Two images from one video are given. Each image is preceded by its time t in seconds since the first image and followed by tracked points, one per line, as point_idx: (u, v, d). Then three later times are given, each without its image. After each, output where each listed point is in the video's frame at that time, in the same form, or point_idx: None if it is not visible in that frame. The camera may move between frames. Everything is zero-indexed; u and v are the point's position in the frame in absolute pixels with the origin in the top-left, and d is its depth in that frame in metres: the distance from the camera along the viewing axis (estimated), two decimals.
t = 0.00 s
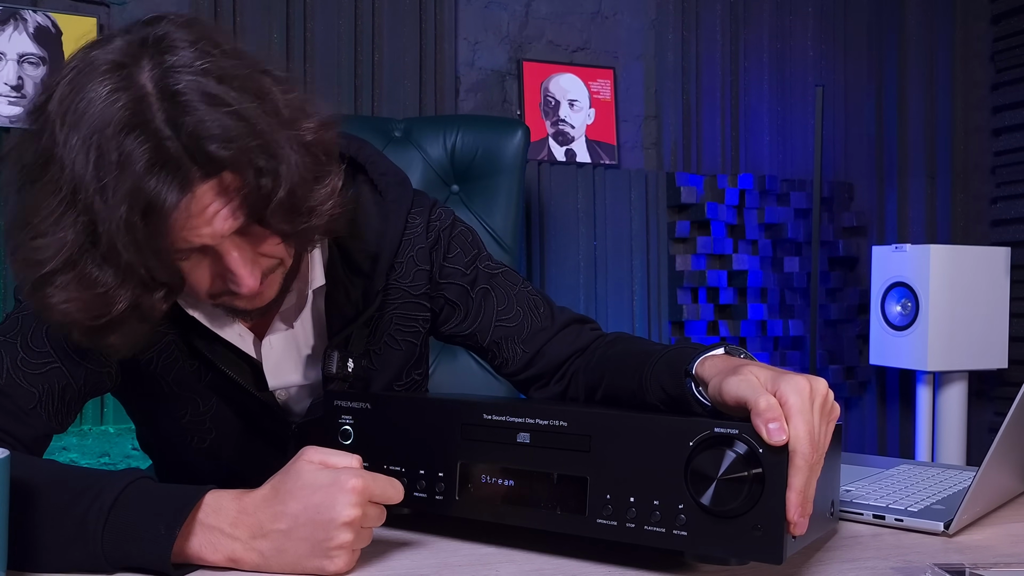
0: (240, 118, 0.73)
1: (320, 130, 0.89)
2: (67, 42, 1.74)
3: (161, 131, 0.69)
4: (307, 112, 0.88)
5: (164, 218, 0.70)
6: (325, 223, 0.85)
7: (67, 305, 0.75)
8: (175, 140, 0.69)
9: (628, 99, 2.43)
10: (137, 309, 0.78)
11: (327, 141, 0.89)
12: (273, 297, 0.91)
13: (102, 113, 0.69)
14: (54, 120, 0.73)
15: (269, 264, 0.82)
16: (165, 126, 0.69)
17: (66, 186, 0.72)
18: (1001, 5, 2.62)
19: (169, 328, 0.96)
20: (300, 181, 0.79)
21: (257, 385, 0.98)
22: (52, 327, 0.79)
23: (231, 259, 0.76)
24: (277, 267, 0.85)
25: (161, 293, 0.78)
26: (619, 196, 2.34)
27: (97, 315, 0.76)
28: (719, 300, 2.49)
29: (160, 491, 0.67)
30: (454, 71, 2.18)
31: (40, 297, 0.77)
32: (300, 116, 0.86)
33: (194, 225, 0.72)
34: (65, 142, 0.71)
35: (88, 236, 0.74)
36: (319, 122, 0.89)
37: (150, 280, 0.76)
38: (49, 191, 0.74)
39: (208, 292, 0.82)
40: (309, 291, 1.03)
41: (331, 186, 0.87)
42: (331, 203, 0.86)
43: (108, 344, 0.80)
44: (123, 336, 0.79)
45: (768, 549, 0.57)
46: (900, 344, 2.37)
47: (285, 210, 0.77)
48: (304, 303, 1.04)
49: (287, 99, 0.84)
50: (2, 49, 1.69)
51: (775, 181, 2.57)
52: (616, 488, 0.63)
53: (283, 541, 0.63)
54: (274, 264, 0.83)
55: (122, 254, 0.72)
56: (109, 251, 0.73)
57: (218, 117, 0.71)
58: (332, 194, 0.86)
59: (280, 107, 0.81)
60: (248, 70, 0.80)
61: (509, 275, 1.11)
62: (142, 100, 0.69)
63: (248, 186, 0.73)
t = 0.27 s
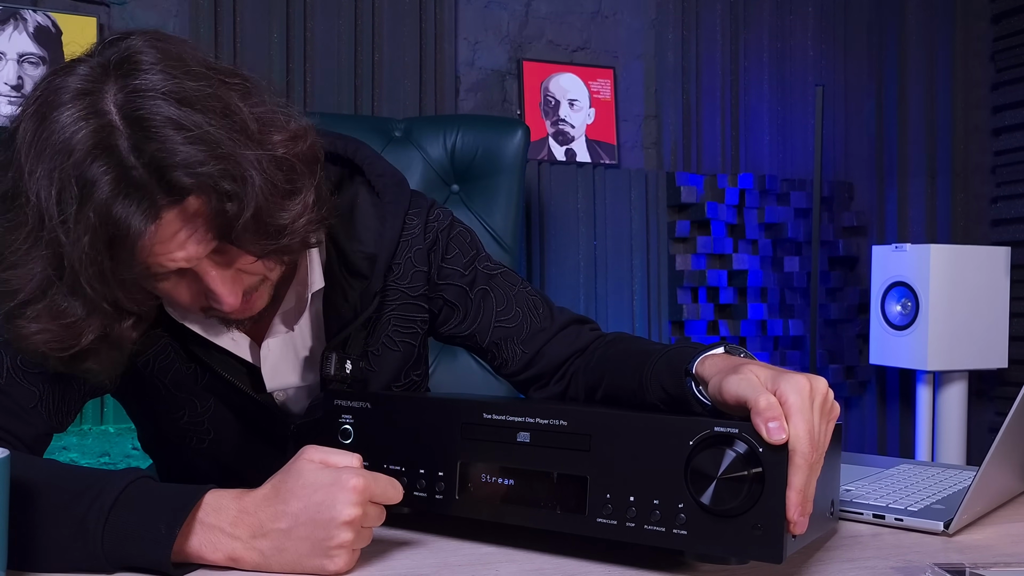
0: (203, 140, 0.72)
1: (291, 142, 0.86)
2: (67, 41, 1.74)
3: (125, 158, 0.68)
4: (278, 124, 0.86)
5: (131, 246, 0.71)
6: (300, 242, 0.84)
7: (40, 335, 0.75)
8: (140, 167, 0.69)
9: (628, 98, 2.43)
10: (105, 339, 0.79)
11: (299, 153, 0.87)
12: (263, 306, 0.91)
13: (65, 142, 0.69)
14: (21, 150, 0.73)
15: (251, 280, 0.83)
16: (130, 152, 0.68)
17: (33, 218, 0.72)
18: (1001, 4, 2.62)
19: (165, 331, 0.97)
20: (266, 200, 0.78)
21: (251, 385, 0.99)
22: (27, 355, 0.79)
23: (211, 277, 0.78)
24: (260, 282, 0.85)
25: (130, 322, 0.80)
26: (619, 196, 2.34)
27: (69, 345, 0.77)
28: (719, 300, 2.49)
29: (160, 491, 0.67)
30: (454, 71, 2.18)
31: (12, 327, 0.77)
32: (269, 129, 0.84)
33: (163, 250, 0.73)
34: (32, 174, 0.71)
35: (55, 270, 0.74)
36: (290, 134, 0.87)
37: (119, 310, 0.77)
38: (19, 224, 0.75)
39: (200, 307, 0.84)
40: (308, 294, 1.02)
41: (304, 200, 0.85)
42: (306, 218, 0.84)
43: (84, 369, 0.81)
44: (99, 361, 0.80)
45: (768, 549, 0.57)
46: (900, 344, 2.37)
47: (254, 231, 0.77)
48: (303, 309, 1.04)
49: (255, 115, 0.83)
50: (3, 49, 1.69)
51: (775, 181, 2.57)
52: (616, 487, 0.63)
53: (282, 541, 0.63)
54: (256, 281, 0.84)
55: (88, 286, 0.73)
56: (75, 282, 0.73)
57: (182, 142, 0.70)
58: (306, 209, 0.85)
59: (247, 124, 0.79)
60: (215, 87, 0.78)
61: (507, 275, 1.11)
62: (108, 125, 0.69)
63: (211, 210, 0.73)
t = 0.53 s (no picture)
0: (211, 145, 0.71)
1: (297, 146, 0.84)
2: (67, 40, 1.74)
3: (133, 165, 0.68)
4: (285, 127, 0.84)
5: (140, 254, 0.70)
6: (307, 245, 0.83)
7: (49, 343, 0.75)
8: (148, 174, 0.68)
9: (628, 98, 2.42)
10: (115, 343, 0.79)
11: (306, 157, 0.85)
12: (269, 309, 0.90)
13: (72, 150, 0.69)
14: (27, 157, 0.72)
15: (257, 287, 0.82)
16: (137, 159, 0.68)
17: (40, 225, 0.72)
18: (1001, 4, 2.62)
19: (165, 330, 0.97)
20: (274, 205, 0.77)
21: (251, 385, 0.99)
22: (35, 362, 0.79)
23: (219, 282, 0.77)
24: (265, 288, 0.84)
25: (139, 328, 0.80)
26: (619, 195, 2.34)
27: (79, 350, 0.77)
28: (719, 299, 2.48)
29: (159, 491, 0.67)
30: (453, 70, 2.18)
31: (20, 336, 0.77)
32: (276, 133, 0.82)
33: (170, 258, 0.72)
34: (39, 181, 0.71)
35: (64, 275, 0.74)
36: (297, 137, 0.85)
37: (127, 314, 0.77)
38: (26, 232, 0.74)
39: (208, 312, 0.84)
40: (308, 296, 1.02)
41: (310, 204, 0.84)
42: (312, 223, 0.83)
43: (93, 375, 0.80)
44: (108, 367, 0.80)
45: (768, 549, 0.57)
46: (900, 344, 2.37)
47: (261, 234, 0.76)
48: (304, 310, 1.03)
49: (260, 118, 0.81)
50: (2, 48, 1.69)
51: (775, 180, 2.57)
52: (616, 486, 0.63)
53: (283, 540, 0.62)
54: (263, 288, 0.84)
55: (98, 292, 0.73)
56: (86, 289, 0.73)
57: (190, 149, 0.69)
58: (313, 213, 0.84)
59: (254, 129, 0.77)
60: (221, 89, 0.77)
61: (508, 276, 1.11)
62: (114, 132, 0.68)
63: (220, 216, 0.72)
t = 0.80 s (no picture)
0: (233, 124, 0.74)
1: (316, 135, 0.90)
2: (66, 39, 1.74)
3: (156, 138, 0.70)
4: (303, 118, 0.90)
5: (160, 225, 0.71)
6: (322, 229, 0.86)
7: (62, 314, 0.75)
8: (170, 147, 0.70)
9: (628, 97, 2.42)
10: (129, 319, 0.79)
11: (323, 146, 0.91)
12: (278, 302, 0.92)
13: (96, 123, 0.70)
14: (49, 129, 0.73)
15: (268, 275, 0.83)
16: (160, 133, 0.70)
17: (60, 195, 0.73)
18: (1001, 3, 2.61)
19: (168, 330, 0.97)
20: (292, 189, 0.80)
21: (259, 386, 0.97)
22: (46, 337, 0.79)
23: (230, 265, 0.78)
24: (274, 282, 0.85)
25: (155, 302, 0.80)
26: (619, 194, 2.34)
27: (93, 325, 0.76)
28: (719, 299, 2.48)
29: (159, 490, 0.67)
30: (453, 69, 2.18)
31: (35, 307, 0.76)
32: (295, 121, 0.87)
33: (189, 233, 0.74)
34: (60, 152, 0.72)
35: (81, 247, 0.74)
36: (315, 127, 0.90)
37: (144, 289, 0.78)
38: (44, 201, 0.75)
39: (214, 300, 0.84)
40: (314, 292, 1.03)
41: (327, 190, 0.88)
42: (328, 208, 0.87)
43: (103, 353, 0.80)
44: (118, 345, 0.80)
45: (768, 548, 0.57)
46: (900, 343, 2.36)
47: (278, 217, 0.78)
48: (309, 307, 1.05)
49: (282, 106, 0.86)
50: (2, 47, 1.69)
51: (775, 180, 2.57)
52: (616, 485, 0.63)
53: (284, 537, 0.62)
54: (272, 279, 0.84)
55: (116, 262, 0.73)
56: (103, 260, 0.74)
57: (213, 125, 0.72)
58: (329, 198, 0.88)
59: (274, 114, 0.82)
60: (243, 76, 0.81)
61: (508, 274, 1.10)
62: (137, 106, 0.70)
63: (240, 193, 0.75)
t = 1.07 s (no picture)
0: (272, 116, 0.75)
1: (345, 137, 0.94)
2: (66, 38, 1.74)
3: (195, 123, 0.70)
4: (333, 120, 0.93)
5: (196, 211, 0.70)
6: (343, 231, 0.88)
7: (92, 292, 0.75)
8: (210, 134, 0.70)
9: (627, 97, 2.42)
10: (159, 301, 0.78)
11: (349, 149, 0.94)
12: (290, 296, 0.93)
13: (134, 103, 0.70)
14: (89, 108, 0.73)
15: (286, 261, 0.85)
16: (199, 118, 0.70)
17: (98, 173, 0.72)
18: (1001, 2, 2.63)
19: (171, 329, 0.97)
20: (325, 185, 0.81)
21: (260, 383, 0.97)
22: (73, 317, 0.79)
23: (252, 257, 0.78)
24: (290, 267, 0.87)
25: (186, 285, 0.77)
26: (618, 193, 2.34)
27: (123, 303, 0.76)
28: (719, 297, 2.49)
29: (159, 489, 0.67)
30: (453, 69, 2.18)
31: (64, 284, 0.77)
32: (327, 122, 0.90)
33: (221, 221, 0.73)
34: (99, 130, 0.72)
35: (116, 224, 0.74)
36: (344, 130, 0.94)
37: (178, 271, 0.75)
38: (80, 178, 0.74)
39: (220, 290, 0.84)
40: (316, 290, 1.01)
41: (354, 191, 0.91)
42: (354, 208, 0.90)
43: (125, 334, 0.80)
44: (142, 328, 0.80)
45: (767, 547, 0.57)
46: (900, 342, 2.37)
47: (308, 212, 0.79)
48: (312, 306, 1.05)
49: (316, 105, 0.88)
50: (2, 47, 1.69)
51: (775, 178, 2.57)
52: (615, 485, 0.63)
53: (283, 537, 0.63)
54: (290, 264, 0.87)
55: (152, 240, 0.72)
56: (138, 239, 0.73)
57: (253, 114, 0.72)
58: (355, 202, 0.90)
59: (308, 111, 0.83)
60: (280, 72, 0.82)
61: (508, 272, 1.10)
62: (178, 90, 0.70)
63: (275, 185, 0.75)
